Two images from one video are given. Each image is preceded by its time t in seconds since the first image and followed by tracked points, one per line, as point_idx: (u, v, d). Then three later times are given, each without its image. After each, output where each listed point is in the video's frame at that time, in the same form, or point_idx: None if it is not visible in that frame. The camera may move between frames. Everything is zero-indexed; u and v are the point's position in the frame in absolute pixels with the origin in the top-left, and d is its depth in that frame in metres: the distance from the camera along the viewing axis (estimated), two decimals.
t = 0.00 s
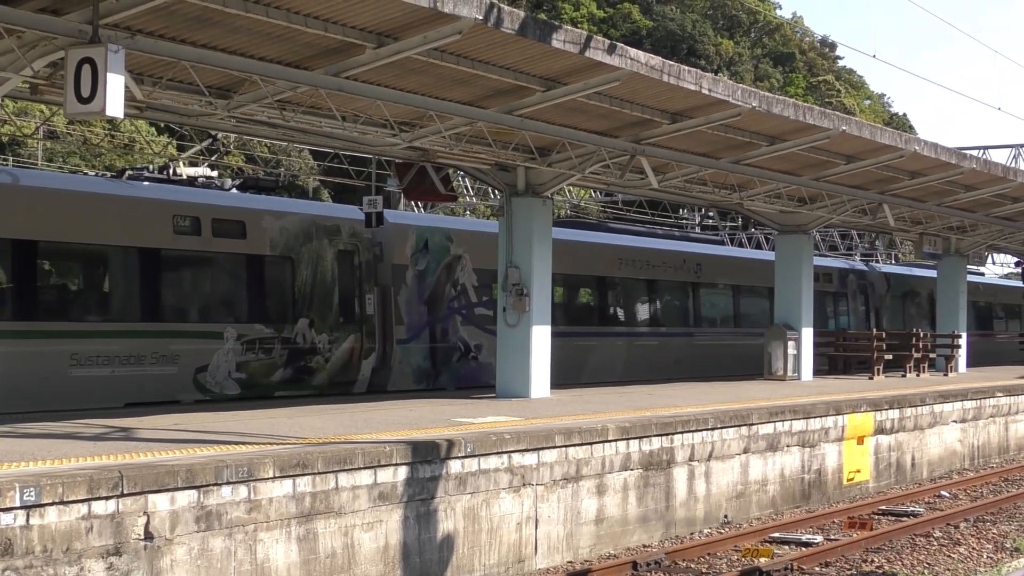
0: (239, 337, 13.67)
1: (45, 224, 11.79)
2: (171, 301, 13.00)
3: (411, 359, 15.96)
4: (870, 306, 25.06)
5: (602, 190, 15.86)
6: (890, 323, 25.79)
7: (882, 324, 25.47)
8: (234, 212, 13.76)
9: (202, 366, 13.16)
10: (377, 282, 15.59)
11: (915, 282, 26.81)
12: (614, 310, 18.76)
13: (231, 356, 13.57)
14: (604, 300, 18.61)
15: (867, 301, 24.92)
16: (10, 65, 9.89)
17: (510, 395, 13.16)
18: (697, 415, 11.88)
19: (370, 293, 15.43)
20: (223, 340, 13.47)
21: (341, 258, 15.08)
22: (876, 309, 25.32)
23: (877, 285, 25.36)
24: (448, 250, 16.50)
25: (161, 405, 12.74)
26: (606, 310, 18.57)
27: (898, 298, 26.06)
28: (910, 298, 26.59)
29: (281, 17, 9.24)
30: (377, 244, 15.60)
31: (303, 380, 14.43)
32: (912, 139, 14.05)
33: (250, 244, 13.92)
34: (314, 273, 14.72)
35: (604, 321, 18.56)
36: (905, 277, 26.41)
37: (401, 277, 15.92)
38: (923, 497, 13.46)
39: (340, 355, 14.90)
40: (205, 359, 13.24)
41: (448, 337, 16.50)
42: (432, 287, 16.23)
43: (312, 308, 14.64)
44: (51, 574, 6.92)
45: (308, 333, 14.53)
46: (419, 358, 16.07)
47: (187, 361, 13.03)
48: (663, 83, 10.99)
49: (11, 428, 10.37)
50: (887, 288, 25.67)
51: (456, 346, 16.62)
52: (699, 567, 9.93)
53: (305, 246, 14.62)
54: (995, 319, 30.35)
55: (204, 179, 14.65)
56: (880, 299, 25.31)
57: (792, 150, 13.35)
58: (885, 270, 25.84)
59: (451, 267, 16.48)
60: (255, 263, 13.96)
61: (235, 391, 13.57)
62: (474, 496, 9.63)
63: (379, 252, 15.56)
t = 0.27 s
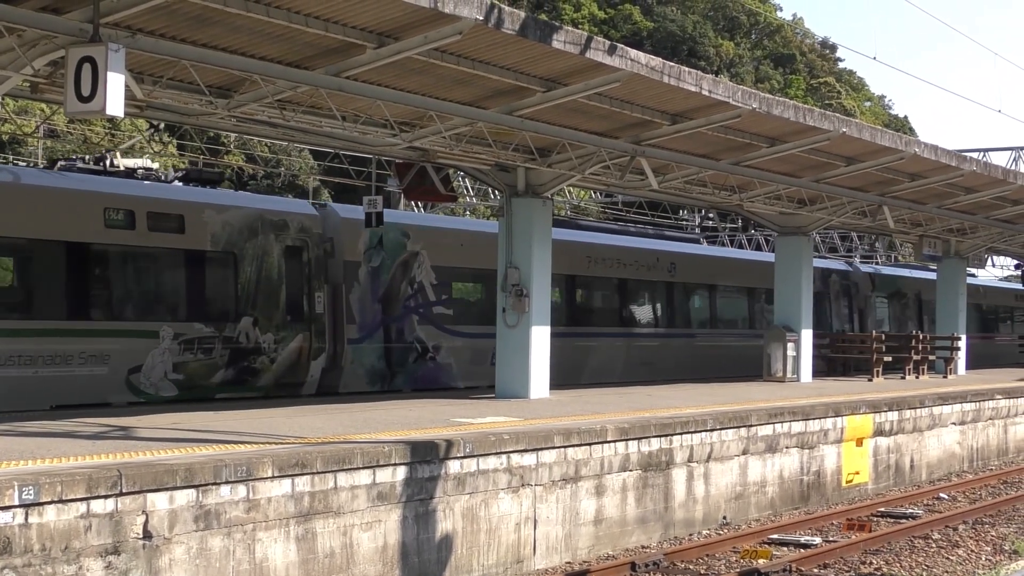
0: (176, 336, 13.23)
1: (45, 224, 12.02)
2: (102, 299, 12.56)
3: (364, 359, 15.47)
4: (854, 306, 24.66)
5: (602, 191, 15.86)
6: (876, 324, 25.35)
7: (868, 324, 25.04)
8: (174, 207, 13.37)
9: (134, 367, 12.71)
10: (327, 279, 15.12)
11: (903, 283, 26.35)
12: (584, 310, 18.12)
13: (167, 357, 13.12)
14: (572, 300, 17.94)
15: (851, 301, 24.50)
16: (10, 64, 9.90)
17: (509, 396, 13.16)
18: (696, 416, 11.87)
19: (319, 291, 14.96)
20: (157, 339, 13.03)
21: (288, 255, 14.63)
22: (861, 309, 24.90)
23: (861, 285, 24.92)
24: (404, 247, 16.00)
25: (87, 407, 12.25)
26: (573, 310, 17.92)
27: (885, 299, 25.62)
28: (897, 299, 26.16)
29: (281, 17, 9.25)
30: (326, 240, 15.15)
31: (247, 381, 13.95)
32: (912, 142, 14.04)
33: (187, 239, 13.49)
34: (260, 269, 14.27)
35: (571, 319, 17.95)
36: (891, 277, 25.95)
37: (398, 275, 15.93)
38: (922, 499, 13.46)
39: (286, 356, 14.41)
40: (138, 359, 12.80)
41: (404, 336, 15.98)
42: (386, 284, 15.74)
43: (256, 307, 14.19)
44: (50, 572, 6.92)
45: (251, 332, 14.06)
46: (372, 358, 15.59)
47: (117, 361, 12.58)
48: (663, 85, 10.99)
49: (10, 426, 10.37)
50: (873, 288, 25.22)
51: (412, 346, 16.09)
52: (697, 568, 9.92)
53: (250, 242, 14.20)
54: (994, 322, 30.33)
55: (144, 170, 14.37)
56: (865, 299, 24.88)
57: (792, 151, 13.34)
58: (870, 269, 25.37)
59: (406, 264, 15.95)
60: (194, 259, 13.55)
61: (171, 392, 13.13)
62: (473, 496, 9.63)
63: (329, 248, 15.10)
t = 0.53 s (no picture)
0: (104, 335, 12.60)
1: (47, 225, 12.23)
2: (20, 296, 11.97)
3: (312, 360, 14.80)
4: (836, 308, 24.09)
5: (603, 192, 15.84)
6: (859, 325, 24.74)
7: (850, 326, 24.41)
8: (105, 199, 12.79)
9: (57, 369, 12.12)
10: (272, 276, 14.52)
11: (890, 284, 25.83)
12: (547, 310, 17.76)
13: (94, 357, 12.51)
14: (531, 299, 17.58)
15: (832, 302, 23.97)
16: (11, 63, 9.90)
17: (508, 396, 13.16)
18: (695, 417, 11.87)
19: (263, 289, 14.35)
20: (84, 339, 12.42)
21: (230, 250, 14.04)
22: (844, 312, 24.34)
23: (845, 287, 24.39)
24: (355, 242, 15.41)
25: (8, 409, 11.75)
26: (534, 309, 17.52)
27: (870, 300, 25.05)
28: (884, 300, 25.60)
29: (282, 17, 9.24)
30: (269, 235, 14.59)
31: (183, 383, 13.35)
32: (912, 143, 14.03)
33: (116, 234, 12.88)
34: (197, 266, 13.66)
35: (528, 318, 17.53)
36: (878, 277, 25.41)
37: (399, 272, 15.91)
38: (921, 501, 13.45)
39: (226, 356, 13.81)
40: (62, 361, 12.21)
41: (355, 336, 15.34)
42: (336, 282, 15.08)
43: (194, 305, 13.58)
44: (49, 571, 6.92)
45: (188, 332, 13.45)
46: (321, 359, 14.90)
47: (39, 362, 11.98)
48: (664, 85, 10.99)
49: (10, 425, 10.37)
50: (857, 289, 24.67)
51: (364, 346, 15.43)
52: (696, 569, 9.93)
53: (186, 237, 13.59)
54: (995, 323, 30.33)
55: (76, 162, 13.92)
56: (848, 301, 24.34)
57: (792, 152, 13.34)
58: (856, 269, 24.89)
59: (357, 261, 15.35)
60: (126, 255, 12.97)
61: (100, 395, 12.54)
62: (472, 497, 9.63)
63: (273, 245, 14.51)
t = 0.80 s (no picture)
0: (23, 335, 11.95)
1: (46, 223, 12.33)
2: None
3: (255, 361, 14.22)
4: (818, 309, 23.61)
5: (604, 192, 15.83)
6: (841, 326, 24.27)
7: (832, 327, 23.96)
8: (27, 191, 12.16)
9: None
10: (211, 274, 13.93)
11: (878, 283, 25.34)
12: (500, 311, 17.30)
13: (14, 359, 11.85)
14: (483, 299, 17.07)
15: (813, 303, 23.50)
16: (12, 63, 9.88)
17: (510, 397, 13.15)
18: (697, 418, 11.88)
19: (202, 287, 13.78)
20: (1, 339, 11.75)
21: (166, 246, 13.48)
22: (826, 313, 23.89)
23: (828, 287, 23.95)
24: (302, 238, 14.79)
25: None
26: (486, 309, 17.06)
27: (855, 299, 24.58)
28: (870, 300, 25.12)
29: (284, 17, 9.24)
30: (210, 230, 14.04)
31: (114, 386, 12.74)
32: (914, 144, 14.02)
33: (39, 228, 12.26)
34: (130, 262, 13.08)
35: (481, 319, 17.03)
36: (865, 276, 24.93)
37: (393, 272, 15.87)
38: (923, 502, 13.46)
39: (160, 358, 13.20)
40: None
41: (302, 336, 14.73)
42: (281, 279, 14.52)
43: (123, 304, 12.97)
44: (50, 571, 6.92)
45: (117, 331, 12.85)
46: (265, 360, 14.31)
47: None
48: (665, 86, 10.99)
49: (11, 426, 10.38)
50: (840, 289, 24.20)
51: (312, 346, 14.82)
52: (698, 570, 9.94)
53: (117, 231, 12.99)
54: (996, 323, 30.33)
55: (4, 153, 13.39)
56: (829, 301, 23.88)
57: (794, 153, 13.34)
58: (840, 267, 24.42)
59: (304, 258, 14.78)
60: (48, 252, 12.33)
61: (20, 399, 11.88)
62: (473, 497, 9.63)
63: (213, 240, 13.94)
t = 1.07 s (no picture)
0: None
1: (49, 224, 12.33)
2: None
3: (192, 363, 13.42)
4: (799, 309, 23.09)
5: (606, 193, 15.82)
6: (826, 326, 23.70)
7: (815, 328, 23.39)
8: None
9: None
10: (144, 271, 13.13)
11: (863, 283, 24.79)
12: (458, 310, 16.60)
13: None
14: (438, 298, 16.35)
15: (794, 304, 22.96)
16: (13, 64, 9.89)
17: (511, 398, 13.16)
18: (699, 418, 11.88)
19: (132, 284, 12.97)
20: None
21: (92, 242, 12.69)
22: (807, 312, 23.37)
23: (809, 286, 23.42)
24: (244, 234, 14.03)
25: None
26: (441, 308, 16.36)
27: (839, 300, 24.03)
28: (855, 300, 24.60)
29: (285, 18, 9.24)
30: (143, 226, 13.25)
31: (34, 390, 11.97)
32: (915, 144, 14.01)
33: None
34: (51, 259, 12.30)
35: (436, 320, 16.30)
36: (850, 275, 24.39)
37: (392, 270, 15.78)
38: (925, 501, 13.46)
39: (85, 360, 12.42)
40: None
41: (243, 337, 13.95)
42: (221, 276, 13.72)
43: (44, 303, 12.21)
44: (53, 572, 6.92)
45: (37, 332, 12.09)
46: (203, 362, 13.53)
47: None
48: (667, 86, 10.98)
49: (13, 427, 10.39)
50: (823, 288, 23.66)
51: (254, 347, 14.05)
52: (700, 570, 9.95)
53: (37, 227, 12.21)
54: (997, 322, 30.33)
55: None
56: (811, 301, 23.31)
57: (795, 153, 13.33)
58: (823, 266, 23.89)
59: (246, 253, 14.00)
60: None
61: None
62: (475, 498, 9.63)
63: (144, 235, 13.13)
